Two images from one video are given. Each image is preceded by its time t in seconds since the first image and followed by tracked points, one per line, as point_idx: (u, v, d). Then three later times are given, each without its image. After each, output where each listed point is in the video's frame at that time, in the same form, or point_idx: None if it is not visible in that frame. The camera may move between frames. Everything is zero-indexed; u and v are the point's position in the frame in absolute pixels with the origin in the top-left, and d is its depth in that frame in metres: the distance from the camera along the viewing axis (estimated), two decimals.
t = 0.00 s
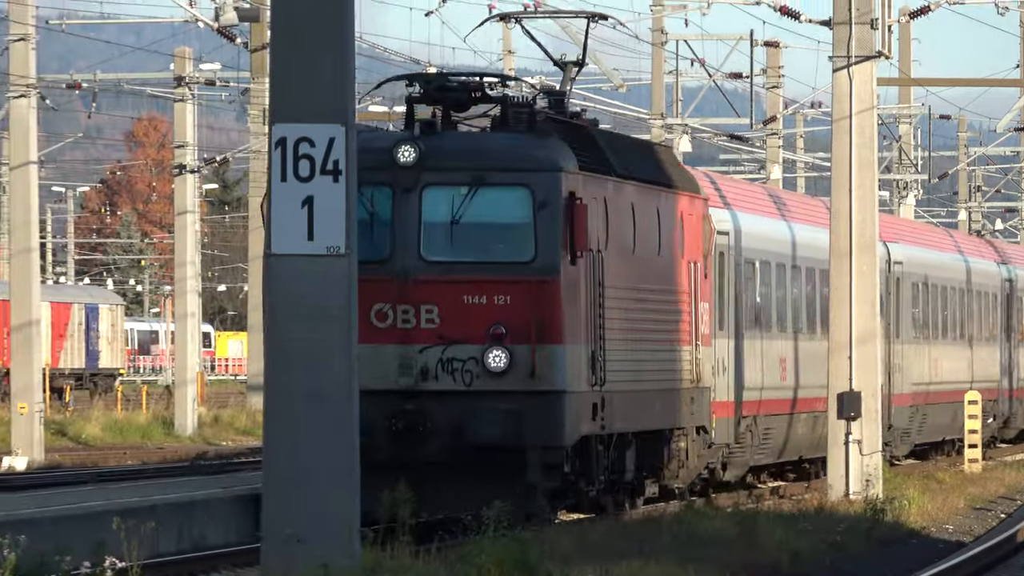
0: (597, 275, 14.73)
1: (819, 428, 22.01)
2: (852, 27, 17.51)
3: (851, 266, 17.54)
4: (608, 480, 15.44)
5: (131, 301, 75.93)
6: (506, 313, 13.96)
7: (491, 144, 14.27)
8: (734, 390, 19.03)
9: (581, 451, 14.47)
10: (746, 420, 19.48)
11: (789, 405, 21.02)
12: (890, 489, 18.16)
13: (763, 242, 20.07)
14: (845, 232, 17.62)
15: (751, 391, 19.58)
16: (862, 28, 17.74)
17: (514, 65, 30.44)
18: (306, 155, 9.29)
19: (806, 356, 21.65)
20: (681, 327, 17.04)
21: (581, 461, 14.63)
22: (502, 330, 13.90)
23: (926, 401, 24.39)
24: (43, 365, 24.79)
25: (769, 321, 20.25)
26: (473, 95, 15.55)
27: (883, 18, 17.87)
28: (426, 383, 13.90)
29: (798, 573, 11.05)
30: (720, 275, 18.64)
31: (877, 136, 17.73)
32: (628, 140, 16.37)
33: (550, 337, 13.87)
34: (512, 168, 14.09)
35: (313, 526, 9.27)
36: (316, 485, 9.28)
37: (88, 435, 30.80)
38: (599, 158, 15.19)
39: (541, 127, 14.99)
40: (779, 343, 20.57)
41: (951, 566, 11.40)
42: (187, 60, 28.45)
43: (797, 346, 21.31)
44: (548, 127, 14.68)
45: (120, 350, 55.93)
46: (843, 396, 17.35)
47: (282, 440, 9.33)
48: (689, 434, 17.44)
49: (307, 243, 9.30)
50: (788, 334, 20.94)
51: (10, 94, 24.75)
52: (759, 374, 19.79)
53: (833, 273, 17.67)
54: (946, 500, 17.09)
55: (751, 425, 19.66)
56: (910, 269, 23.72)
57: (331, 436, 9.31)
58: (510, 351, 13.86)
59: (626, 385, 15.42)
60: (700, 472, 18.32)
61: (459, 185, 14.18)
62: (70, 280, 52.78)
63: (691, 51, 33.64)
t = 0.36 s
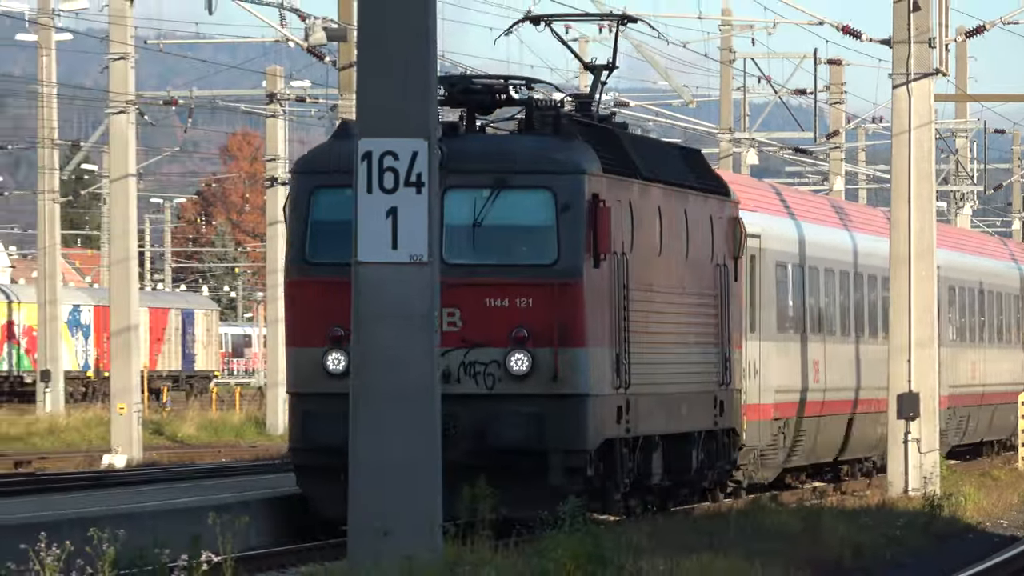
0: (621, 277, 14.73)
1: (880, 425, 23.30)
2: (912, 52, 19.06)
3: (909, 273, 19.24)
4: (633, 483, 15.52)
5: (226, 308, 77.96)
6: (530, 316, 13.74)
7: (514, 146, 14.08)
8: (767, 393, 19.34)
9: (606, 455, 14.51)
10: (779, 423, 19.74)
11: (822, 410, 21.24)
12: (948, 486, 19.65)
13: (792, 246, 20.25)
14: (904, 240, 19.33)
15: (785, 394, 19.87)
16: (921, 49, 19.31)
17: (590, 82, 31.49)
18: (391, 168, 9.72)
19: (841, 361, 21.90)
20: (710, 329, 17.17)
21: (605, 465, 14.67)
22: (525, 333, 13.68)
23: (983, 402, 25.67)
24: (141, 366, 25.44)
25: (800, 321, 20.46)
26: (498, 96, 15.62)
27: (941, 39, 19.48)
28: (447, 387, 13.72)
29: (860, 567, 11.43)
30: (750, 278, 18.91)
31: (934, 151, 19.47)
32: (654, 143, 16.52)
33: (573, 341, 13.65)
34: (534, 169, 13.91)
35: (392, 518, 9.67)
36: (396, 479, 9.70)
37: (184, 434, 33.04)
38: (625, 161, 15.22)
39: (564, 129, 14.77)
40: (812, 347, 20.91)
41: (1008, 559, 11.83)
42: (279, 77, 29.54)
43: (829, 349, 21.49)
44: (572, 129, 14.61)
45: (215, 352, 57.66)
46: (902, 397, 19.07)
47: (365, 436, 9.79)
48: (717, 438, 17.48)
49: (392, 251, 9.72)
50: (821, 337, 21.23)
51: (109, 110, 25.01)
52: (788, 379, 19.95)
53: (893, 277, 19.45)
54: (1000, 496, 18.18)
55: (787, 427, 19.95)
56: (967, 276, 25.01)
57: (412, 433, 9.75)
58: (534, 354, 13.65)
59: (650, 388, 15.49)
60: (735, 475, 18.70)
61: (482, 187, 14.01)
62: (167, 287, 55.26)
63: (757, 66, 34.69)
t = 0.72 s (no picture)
0: (630, 276, 15.12)
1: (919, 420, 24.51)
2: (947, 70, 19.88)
3: (946, 278, 20.11)
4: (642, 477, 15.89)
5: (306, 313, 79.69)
6: (536, 314, 14.08)
7: (525, 147, 14.48)
8: (779, 391, 19.57)
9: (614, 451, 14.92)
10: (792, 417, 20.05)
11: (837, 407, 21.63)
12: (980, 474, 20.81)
13: (807, 246, 20.65)
14: (942, 247, 20.18)
15: (800, 392, 20.25)
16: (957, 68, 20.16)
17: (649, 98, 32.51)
18: (464, 178, 9.76)
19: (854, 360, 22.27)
20: (720, 328, 17.57)
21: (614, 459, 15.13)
22: (532, 331, 14.01)
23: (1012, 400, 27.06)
24: (232, 364, 26.61)
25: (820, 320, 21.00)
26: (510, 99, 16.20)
27: (977, 58, 20.29)
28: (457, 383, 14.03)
29: (899, 549, 11.98)
30: (765, 281, 19.19)
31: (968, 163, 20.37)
32: (665, 146, 16.90)
33: (581, 339, 14.01)
34: (543, 170, 14.28)
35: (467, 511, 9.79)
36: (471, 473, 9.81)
37: (271, 426, 33.96)
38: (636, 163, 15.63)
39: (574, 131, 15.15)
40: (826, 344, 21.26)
41: None
42: (360, 95, 30.45)
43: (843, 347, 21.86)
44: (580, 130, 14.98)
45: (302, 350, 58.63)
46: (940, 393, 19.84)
47: (439, 435, 9.88)
48: (724, 433, 17.91)
49: (464, 257, 9.80)
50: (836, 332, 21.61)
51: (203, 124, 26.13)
52: (802, 376, 20.31)
53: (931, 283, 20.24)
54: None
55: (798, 423, 20.22)
56: (991, 281, 26.02)
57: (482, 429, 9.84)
58: (540, 352, 13.98)
59: (659, 384, 15.85)
60: (746, 469, 18.82)
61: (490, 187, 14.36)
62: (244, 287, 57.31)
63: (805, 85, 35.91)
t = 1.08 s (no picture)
0: (618, 275, 15.35)
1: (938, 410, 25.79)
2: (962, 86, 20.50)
3: (963, 281, 20.60)
4: (633, 471, 16.11)
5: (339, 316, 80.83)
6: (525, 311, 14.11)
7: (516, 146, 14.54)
8: (774, 387, 19.63)
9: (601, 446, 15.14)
10: (789, 414, 20.23)
11: (836, 402, 21.81)
12: (995, 464, 21.52)
13: (806, 245, 20.82)
14: (958, 253, 20.68)
15: (796, 390, 20.38)
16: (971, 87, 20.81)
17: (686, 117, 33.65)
18: (515, 189, 10.49)
19: (853, 358, 22.33)
20: (714, 325, 17.81)
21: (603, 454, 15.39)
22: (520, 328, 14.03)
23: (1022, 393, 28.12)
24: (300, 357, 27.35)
25: (824, 321, 21.37)
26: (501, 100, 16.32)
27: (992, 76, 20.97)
28: (447, 379, 14.03)
29: (918, 533, 12.57)
30: (760, 282, 19.30)
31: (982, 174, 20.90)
32: (657, 148, 17.15)
33: (570, 336, 14.34)
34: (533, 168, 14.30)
35: (517, 497, 10.49)
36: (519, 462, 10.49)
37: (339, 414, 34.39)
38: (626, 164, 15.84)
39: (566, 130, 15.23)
40: (826, 339, 21.43)
41: None
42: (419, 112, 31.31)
43: (842, 341, 22.00)
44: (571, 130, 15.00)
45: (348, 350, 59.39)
46: (956, 387, 20.35)
47: (491, 428, 10.60)
48: (716, 428, 18.14)
49: (514, 261, 10.52)
50: (834, 328, 21.73)
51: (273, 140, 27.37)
52: (798, 373, 20.38)
53: (948, 286, 20.81)
54: None
55: (794, 419, 20.41)
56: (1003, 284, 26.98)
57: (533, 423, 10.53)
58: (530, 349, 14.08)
59: (648, 380, 16.06)
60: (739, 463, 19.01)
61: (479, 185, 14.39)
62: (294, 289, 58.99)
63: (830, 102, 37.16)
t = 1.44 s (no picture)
0: (607, 270, 15.29)
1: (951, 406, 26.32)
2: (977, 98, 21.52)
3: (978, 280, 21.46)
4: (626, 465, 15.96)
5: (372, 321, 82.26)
6: (511, 306, 14.24)
7: (503, 146, 14.74)
8: (767, 380, 19.67)
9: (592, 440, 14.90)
10: (784, 408, 20.25)
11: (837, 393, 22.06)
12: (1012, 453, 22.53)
13: (802, 242, 20.86)
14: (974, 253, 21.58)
15: (794, 379, 20.50)
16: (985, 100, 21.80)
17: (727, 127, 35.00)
18: (562, 195, 11.14)
19: (851, 349, 22.48)
20: (705, 320, 17.81)
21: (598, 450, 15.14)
22: (507, 322, 14.17)
23: None
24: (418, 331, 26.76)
25: (837, 313, 21.99)
26: (494, 100, 16.44)
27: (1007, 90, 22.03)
28: (435, 373, 14.17)
29: (938, 514, 13.37)
30: (755, 279, 19.30)
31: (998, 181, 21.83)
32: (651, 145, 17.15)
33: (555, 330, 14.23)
34: (521, 167, 14.53)
35: (565, 483, 11.12)
36: (563, 448, 11.13)
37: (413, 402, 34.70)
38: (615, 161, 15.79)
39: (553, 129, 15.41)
40: (824, 332, 21.59)
41: None
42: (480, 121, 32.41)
43: (840, 334, 22.09)
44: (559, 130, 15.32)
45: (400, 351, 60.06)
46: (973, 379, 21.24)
47: (541, 417, 11.25)
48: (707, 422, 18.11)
49: (562, 263, 11.17)
50: (831, 321, 21.69)
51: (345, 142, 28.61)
52: (791, 367, 20.24)
53: (965, 286, 21.75)
54: None
55: (791, 410, 20.44)
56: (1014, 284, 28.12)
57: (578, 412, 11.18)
58: (516, 343, 14.16)
59: (638, 375, 15.94)
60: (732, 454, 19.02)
61: (468, 182, 14.65)
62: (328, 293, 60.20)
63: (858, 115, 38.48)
